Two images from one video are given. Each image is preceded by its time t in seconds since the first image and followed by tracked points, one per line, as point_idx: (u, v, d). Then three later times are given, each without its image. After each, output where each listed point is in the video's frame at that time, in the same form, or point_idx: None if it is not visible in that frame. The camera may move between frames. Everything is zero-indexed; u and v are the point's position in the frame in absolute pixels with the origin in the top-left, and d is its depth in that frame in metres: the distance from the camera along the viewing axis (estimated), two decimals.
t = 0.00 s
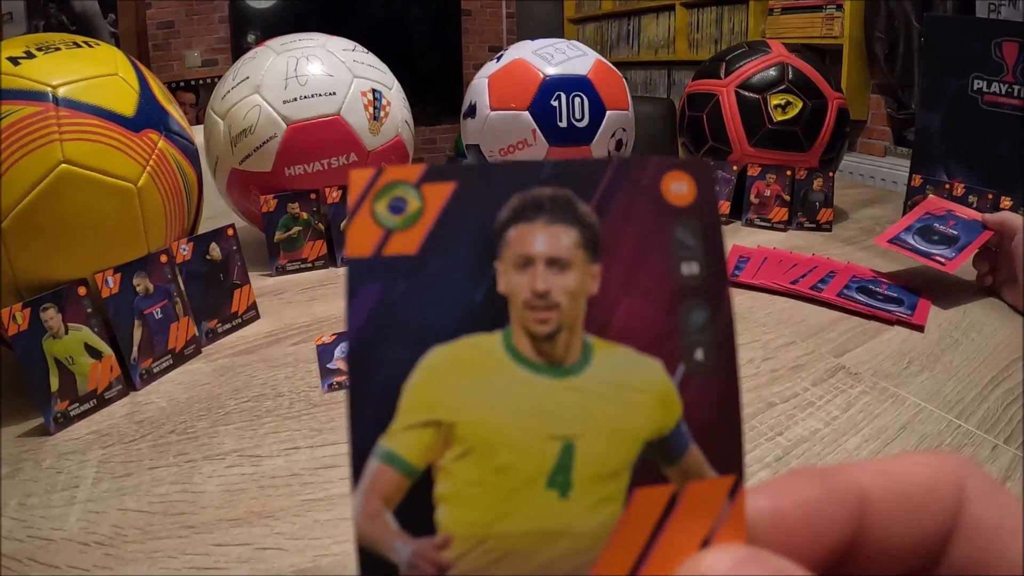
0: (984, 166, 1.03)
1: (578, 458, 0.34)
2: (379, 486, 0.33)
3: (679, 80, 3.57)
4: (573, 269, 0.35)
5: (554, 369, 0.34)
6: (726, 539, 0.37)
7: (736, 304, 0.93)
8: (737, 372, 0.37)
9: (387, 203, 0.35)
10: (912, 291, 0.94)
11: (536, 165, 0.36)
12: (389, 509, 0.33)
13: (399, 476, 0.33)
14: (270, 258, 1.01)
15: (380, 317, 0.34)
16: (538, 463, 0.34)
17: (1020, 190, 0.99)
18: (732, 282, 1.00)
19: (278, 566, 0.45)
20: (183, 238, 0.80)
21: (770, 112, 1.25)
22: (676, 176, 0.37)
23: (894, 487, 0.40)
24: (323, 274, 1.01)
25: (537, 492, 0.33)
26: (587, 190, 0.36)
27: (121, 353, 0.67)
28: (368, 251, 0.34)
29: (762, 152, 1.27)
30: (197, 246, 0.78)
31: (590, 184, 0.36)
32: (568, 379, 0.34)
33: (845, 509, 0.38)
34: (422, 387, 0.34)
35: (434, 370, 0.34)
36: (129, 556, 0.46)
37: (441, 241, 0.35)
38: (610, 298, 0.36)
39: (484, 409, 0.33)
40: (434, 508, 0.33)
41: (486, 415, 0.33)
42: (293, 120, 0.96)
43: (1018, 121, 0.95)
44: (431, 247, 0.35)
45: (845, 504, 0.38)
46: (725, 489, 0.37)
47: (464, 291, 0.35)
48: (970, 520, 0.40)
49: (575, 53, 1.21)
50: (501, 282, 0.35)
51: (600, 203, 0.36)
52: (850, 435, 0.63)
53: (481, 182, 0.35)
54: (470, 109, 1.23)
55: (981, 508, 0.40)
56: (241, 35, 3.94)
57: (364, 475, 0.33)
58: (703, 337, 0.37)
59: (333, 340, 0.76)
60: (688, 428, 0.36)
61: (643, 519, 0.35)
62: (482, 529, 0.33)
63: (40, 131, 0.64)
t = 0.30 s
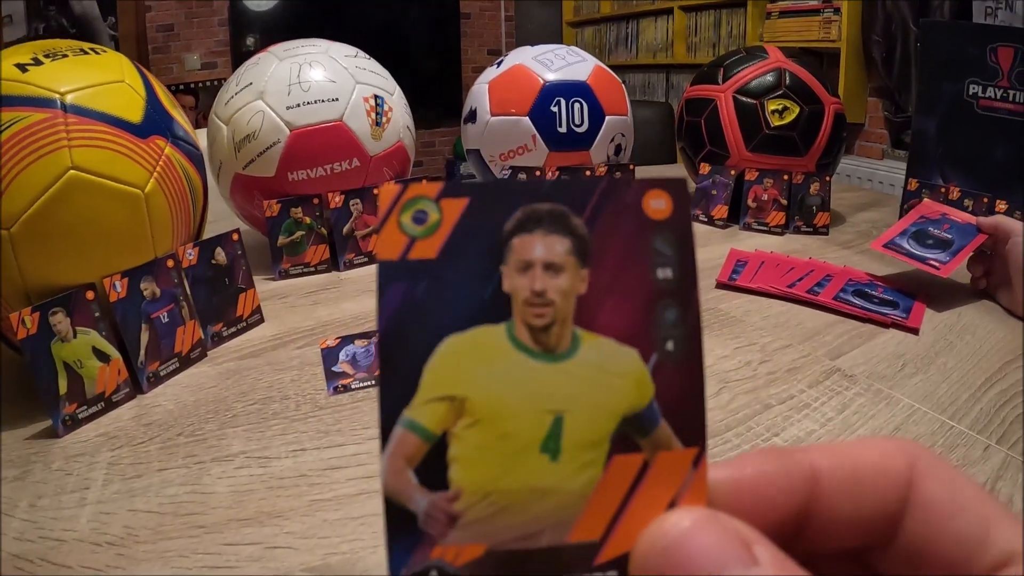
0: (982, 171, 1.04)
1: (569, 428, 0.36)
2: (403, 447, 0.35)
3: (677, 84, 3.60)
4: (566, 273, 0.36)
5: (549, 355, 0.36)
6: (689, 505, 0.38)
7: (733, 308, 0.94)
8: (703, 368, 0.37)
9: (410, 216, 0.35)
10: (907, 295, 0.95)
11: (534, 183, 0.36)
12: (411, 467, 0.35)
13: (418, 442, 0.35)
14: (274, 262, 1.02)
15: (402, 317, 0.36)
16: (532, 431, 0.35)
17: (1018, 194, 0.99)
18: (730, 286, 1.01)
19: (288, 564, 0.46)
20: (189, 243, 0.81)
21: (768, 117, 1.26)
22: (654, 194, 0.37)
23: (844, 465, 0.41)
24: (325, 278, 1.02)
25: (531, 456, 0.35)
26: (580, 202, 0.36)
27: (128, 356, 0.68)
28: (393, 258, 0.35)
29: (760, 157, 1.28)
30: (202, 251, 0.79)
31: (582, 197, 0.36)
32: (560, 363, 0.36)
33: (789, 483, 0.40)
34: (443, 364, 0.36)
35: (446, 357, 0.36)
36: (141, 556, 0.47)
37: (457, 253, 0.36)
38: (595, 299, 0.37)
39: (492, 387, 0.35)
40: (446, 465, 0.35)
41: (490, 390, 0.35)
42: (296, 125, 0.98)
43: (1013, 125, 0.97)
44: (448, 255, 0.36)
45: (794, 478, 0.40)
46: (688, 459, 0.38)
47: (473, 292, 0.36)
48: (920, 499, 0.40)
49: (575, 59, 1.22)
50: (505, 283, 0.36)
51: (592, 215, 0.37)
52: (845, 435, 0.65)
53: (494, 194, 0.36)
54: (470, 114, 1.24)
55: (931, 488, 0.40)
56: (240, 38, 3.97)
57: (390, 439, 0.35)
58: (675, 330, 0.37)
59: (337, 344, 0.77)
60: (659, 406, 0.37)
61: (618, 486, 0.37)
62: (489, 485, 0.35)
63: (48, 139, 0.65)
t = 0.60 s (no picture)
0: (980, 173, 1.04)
1: (553, 420, 0.36)
2: (400, 439, 0.36)
3: (675, 86, 3.62)
4: (549, 277, 0.36)
5: (532, 352, 0.36)
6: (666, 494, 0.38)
7: (732, 309, 0.95)
8: (679, 368, 0.37)
9: (404, 226, 0.36)
10: (905, 296, 0.95)
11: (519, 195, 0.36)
12: (409, 456, 0.36)
13: (415, 433, 0.36)
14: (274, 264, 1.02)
15: (401, 318, 0.36)
16: (517, 423, 0.36)
17: (1017, 195, 0.99)
18: (728, 288, 1.01)
19: (290, 565, 0.46)
20: (190, 246, 0.81)
21: (765, 119, 1.26)
22: (632, 201, 0.37)
23: (821, 457, 0.44)
24: (325, 281, 1.02)
25: (517, 446, 0.36)
26: (562, 210, 0.36)
27: (129, 359, 0.68)
28: (387, 265, 0.36)
29: (758, 159, 1.28)
30: (203, 253, 0.79)
31: (565, 204, 0.36)
32: (546, 360, 0.36)
33: (767, 470, 0.43)
34: (436, 360, 0.36)
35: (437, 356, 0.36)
36: (144, 558, 0.47)
37: (450, 259, 0.36)
38: (574, 301, 0.36)
39: (481, 382, 0.36)
40: (439, 455, 0.36)
41: (479, 384, 0.36)
42: (296, 128, 0.98)
43: (1009, 127, 0.98)
44: (442, 261, 0.36)
45: (769, 470, 0.43)
46: (666, 447, 0.38)
47: (462, 295, 0.36)
48: (894, 491, 0.43)
49: (574, 62, 1.22)
50: (492, 287, 0.36)
51: (574, 221, 0.36)
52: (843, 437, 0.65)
53: (483, 205, 0.36)
54: (470, 117, 1.25)
55: (904, 479, 0.43)
56: (238, 40, 4.00)
57: (387, 432, 0.36)
58: (652, 329, 0.37)
59: (337, 346, 0.78)
60: (637, 400, 0.37)
61: (598, 476, 0.37)
62: (480, 472, 0.36)
63: (49, 142, 0.65)
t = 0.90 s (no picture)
0: (974, 176, 1.06)
1: (537, 403, 0.37)
2: (399, 418, 0.36)
3: (674, 88, 3.61)
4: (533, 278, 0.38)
5: (517, 342, 0.37)
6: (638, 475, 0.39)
7: (726, 313, 0.96)
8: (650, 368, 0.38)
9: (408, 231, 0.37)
10: (898, 299, 0.96)
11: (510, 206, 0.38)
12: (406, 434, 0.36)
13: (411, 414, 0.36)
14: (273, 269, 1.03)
15: (403, 314, 0.37)
16: (504, 405, 0.37)
17: (1011, 197, 1.02)
18: (722, 291, 1.03)
19: (292, 564, 0.47)
20: (191, 251, 0.82)
21: (760, 123, 1.28)
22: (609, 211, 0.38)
23: (779, 436, 0.47)
24: (325, 285, 1.03)
25: (505, 427, 0.37)
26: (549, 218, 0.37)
27: (132, 363, 0.70)
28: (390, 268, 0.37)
29: (753, 163, 1.29)
30: (205, 259, 0.80)
31: (550, 211, 0.37)
32: (531, 350, 0.37)
33: (730, 451, 0.46)
34: (434, 347, 0.37)
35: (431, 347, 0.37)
36: (149, 557, 0.48)
37: (451, 259, 0.37)
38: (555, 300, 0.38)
39: (472, 369, 0.37)
40: (434, 434, 0.36)
41: (469, 369, 0.37)
42: (295, 134, 0.99)
43: (1003, 130, 1.01)
44: (441, 262, 0.37)
45: (732, 450, 0.46)
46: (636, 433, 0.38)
47: (455, 292, 0.37)
48: (847, 468, 0.46)
49: (570, 67, 1.24)
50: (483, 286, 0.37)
51: (558, 228, 0.38)
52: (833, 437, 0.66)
53: (479, 213, 0.37)
54: (467, 122, 1.26)
55: (856, 456, 0.46)
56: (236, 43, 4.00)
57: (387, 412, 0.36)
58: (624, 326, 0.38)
59: (337, 350, 0.79)
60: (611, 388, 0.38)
61: (576, 457, 0.38)
62: (469, 450, 0.37)
63: (54, 150, 0.66)
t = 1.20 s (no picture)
0: (966, 181, 1.09)
1: (493, 341, 0.39)
2: (376, 356, 0.38)
3: (670, 91, 3.66)
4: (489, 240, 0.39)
5: (476, 295, 0.39)
6: (572, 410, 0.41)
7: (718, 316, 0.97)
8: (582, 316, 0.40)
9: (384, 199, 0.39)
10: (889, 303, 0.97)
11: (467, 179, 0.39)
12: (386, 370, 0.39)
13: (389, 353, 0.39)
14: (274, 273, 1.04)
15: (377, 274, 0.39)
16: (461, 342, 0.39)
17: (1001, 201, 1.05)
18: (715, 295, 1.04)
19: (293, 561, 0.49)
20: (193, 256, 0.84)
21: (754, 128, 1.29)
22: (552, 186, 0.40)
23: (694, 370, 0.52)
24: (324, 289, 1.05)
25: (462, 362, 0.39)
26: (500, 189, 0.39)
27: (135, 366, 0.71)
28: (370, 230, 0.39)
29: (746, 168, 1.31)
30: (206, 264, 0.82)
31: (501, 183, 0.39)
32: (486, 298, 0.39)
33: (649, 383, 0.50)
34: (406, 298, 0.39)
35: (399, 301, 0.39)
36: (154, 555, 0.49)
37: (420, 227, 0.39)
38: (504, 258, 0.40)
39: (434, 312, 0.39)
40: (405, 368, 0.39)
41: (433, 313, 0.39)
42: (295, 141, 1.01)
43: (996, 134, 1.01)
44: (413, 229, 0.39)
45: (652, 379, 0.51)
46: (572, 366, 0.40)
47: (421, 253, 0.39)
48: (753, 393, 0.50)
49: (566, 74, 1.25)
50: (448, 247, 0.39)
51: (508, 199, 0.40)
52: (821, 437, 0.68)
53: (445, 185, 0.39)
54: (464, 128, 1.28)
55: (761, 381, 0.50)
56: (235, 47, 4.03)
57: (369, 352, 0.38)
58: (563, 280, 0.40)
59: (336, 353, 0.80)
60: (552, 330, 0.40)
61: (522, 389, 0.40)
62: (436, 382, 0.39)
63: (58, 158, 0.68)
